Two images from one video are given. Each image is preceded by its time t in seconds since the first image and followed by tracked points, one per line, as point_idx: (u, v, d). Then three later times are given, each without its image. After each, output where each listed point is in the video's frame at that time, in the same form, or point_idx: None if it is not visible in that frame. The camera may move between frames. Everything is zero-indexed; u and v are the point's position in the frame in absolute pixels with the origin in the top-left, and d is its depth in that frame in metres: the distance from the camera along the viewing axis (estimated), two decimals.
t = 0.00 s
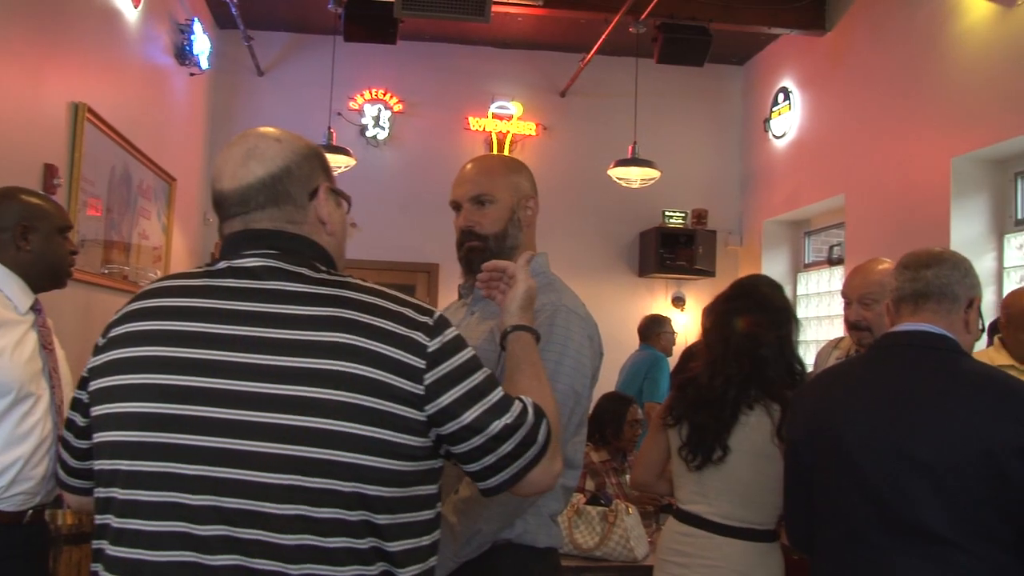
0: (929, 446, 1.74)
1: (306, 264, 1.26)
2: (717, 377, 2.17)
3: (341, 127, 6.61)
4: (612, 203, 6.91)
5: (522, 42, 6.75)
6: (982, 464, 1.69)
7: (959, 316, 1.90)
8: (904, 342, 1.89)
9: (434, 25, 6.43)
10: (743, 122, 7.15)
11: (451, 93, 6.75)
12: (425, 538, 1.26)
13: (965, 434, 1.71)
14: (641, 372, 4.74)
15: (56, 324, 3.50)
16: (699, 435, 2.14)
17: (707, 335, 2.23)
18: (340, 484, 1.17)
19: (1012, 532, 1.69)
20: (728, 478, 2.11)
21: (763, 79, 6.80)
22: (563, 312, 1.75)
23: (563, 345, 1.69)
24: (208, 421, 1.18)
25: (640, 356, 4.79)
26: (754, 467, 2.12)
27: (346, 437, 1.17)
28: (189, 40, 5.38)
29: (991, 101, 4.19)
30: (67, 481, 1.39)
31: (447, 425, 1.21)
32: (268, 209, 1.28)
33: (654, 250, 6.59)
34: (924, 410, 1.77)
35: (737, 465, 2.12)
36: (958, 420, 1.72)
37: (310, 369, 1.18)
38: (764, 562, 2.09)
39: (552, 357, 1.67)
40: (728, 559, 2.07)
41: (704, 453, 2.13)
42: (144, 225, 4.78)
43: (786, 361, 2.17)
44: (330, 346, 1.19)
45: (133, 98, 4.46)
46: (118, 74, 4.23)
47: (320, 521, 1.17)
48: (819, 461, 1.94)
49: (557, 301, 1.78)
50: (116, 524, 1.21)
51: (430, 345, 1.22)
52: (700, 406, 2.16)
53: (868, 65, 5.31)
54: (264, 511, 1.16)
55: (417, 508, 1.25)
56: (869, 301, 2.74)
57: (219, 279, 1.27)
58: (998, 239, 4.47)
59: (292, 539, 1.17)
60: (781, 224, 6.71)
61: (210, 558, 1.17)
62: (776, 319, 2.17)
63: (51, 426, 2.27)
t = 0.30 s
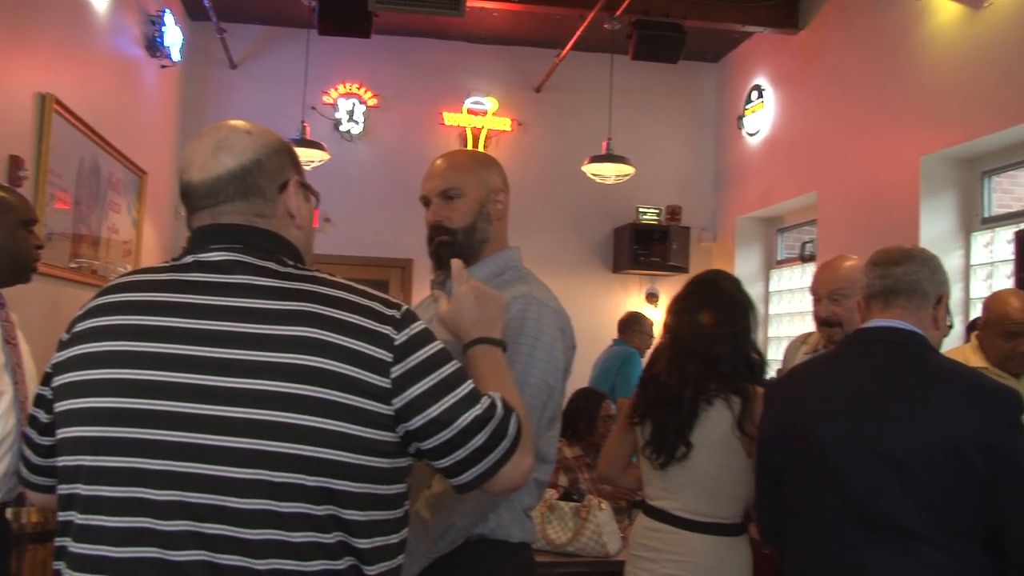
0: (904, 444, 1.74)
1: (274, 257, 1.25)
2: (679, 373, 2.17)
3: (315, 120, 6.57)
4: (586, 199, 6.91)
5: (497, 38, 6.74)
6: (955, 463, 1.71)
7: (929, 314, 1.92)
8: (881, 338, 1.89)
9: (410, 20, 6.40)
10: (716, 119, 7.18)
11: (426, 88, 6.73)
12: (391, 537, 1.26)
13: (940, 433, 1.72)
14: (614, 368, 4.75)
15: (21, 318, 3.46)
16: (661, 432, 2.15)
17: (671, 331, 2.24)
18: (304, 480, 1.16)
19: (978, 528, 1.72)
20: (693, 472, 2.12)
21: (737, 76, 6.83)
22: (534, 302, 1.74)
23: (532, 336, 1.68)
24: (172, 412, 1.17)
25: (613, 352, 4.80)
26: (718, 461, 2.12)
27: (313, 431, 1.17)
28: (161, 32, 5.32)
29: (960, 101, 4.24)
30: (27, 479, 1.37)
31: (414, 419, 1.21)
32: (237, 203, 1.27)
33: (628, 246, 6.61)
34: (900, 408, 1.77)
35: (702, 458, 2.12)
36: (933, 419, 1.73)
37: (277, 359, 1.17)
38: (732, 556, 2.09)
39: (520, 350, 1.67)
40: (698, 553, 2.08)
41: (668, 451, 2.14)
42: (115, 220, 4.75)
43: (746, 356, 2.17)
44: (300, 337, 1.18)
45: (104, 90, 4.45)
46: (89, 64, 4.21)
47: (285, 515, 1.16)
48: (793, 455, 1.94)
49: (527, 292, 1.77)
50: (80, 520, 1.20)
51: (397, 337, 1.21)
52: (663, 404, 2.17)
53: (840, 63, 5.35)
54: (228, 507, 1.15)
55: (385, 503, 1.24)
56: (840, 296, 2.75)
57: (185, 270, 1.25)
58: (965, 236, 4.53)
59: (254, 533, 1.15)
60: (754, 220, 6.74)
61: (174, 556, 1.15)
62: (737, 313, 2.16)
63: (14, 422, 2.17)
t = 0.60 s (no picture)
0: (875, 447, 1.76)
1: (245, 258, 1.25)
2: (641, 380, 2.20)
3: (287, 119, 6.53)
4: (559, 200, 6.92)
5: (471, 38, 6.74)
6: (924, 466, 1.73)
7: (895, 319, 1.94)
8: (853, 342, 1.90)
9: (384, 19, 6.39)
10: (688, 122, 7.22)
11: (399, 88, 6.71)
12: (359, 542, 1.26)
13: (911, 436, 1.74)
14: (586, 369, 4.76)
15: None
16: (628, 437, 2.16)
17: (632, 337, 2.27)
18: (276, 480, 1.16)
19: (944, 528, 1.75)
20: (661, 476, 2.13)
21: (709, 79, 6.87)
22: (503, 302, 1.72)
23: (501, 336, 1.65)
24: (143, 413, 1.16)
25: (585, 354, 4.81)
26: (684, 463, 2.13)
27: (285, 432, 1.16)
28: (132, 28, 5.28)
29: (927, 105, 4.29)
30: None
31: (379, 424, 1.22)
32: (208, 202, 1.26)
33: (600, 248, 6.62)
34: (873, 411, 1.79)
35: (669, 462, 2.14)
36: (905, 422, 1.75)
37: (249, 360, 1.17)
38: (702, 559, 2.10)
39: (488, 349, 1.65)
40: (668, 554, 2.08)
41: (637, 454, 2.15)
42: (83, 219, 4.69)
43: (705, 355, 2.22)
44: (272, 338, 1.18)
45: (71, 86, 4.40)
46: (57, 59, 4.16)
47: (256, 516, 1.15)
48: (765, 457, 1.95)
49: (495, 292, 1.75)
50: (46, 524, 1.17)
51: (372, 343, 1.23)
52: (628, 409, 2.18)
53: (810, 67, 5.39)
54: (200, 508, 1.14)
55: (356, 506, 1.24)
56: (806, 297, 2.78)
57: (155, 270, 1.24)
58: (933, 239, 4.58)
59: (227, 535, 1.15)
60: (726, 223, 6.78)
61: (145, 559, 1.14)
62: (694, 314, 2.23)
63: None
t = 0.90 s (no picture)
0: (843, 452, 1.77)
1: (218, 264, 1.24)
2: (608, 387, 2.20)
3: (258, 123, 6.50)
4: (531, 206, 6.93)
5: (443, 43, 6.74)
6: (890, 470, 1.75)
7: (862, 325, 1.96)
8: (820, 348, 1.92)
9: (356, 24, 6.37)
10: (660, 129, 7.26)
11: (371, 92, 6.70)
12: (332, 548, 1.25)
13: (877, 442, 1.76)
14: (557, 375, 4.76)
15: None
16: (599, 444, 2.17)
17: (599, 345, 2.25)
18: (250, 488, 1.15)
19: (908, 530, 1.77)
20: (638, 484, 2.13)
21: (680, 87, 6.92)
22: (482, 309, 1.73)
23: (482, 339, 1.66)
24: (113, 421, 1.14)
25: (557, 360, 4.81)
26: (658, 467, 2.14)
27: (260, 439, 1.16)
28: (100, 29, 5.22)
29: (894, 115, 4.35)
30: None
31: (353, 431, 1.22)
32: (182, 209, 1.25)
33: (572, 254, 6.64)
34: (840, 417, 1.80)
35: (643, 468, 2.14)
36: (871, 428, 1.77)
37: (224, 367, 1.16)
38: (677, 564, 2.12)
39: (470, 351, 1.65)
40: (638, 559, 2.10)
41: (609, 461, 2.15)
42: (49, 221, 4.63)
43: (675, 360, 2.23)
44: (247, 345, 1.17)
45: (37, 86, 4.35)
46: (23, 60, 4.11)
47: (230, 524, 1.15)
48: (734, 463, 1.96)
49: (474, 299, 1.76)
50: (11, 534, 1.15)
51: (345, 349, 1.22)
52: (598, 415, 2.19)
53: (780, 75, 5.45)
54: (172, 517, 1.13)
55: (329, 512, 1.24)
56: (766, 300, 2.80)
57: (128, 277, 1.23)
58: (901, 247, 4.63)
59: (200, 543, 1.14)
60: (697, 229, 6.82)
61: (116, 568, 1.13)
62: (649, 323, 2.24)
63: None
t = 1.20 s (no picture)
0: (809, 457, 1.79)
1: (191, 265, 1.23)
2: (578, 389, 2.20)
3: (231, 123, 6.46)
4: (505, 209, 6.94)
5: (418, 46, 6.73)
6: (856, 474, 1.77)
7: (827, 330, 1.97)
8: (786, 352, 1.93)
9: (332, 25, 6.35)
10: (635, 134, 7.30)
11: (345, 93, 6.67)
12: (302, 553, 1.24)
13: (843, 448, 1.77)
14: (530, 378, 4.77)
15: None
16: (569, 447, 2.17)
17: (575, 346, 2.22)
18: (221, 490, 1.14)
19: (873, 533, 1.79)
20: (608, 488, 2.14)
21: (655, 93, 6.96)
22: (455, 315, 1.75)
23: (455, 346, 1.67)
24: (80, 423, 1.13)
25: (531, 363, 4.82)
26: (627, 469, 2.15)
27: (232, 442, 1.15)
28: (70, 27, 5.16)
29: (865, 122, 4.40)
30: None
31: (325, 435, 1.21)
32: (156, 210, 1.23)
33: (546, 257, 6.65)
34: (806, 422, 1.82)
35: (611, 471, 2.15)
36: (838, 433, 1.79)
37: (196, 369, 1.15)
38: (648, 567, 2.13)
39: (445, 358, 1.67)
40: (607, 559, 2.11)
41: (579, 464, 2.16)
42: (15, 219, 4.57)
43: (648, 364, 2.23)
44: (220, 347, 1.16)
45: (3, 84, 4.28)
46: None
47: (200, 526, 1.14)
48: (704, 466, 1.96)
49: (447, 304, 1.77)
50: None
51: (319, 352, 1.22)
52: (566, 417, 2.19)
53: (753, 82, 5.49)
54: (141, 520, 1.12)
55: (302, 518, 1.23)
56: (735, 302, 2.83)
57: (98, 277, 1.21)
58: (871, 253, 4.69)
59: (169, 547, 1.13)
60: (670, 234, 6.86)
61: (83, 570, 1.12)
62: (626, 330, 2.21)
63: None
